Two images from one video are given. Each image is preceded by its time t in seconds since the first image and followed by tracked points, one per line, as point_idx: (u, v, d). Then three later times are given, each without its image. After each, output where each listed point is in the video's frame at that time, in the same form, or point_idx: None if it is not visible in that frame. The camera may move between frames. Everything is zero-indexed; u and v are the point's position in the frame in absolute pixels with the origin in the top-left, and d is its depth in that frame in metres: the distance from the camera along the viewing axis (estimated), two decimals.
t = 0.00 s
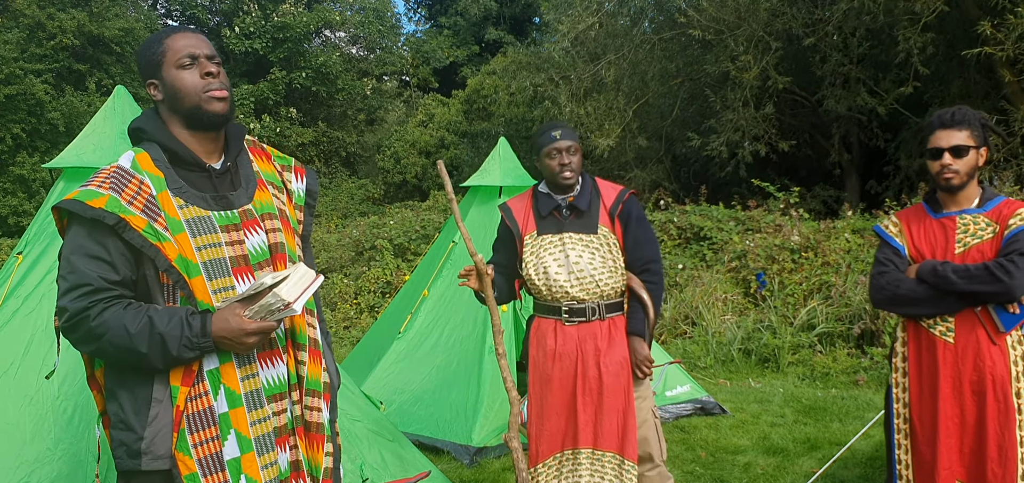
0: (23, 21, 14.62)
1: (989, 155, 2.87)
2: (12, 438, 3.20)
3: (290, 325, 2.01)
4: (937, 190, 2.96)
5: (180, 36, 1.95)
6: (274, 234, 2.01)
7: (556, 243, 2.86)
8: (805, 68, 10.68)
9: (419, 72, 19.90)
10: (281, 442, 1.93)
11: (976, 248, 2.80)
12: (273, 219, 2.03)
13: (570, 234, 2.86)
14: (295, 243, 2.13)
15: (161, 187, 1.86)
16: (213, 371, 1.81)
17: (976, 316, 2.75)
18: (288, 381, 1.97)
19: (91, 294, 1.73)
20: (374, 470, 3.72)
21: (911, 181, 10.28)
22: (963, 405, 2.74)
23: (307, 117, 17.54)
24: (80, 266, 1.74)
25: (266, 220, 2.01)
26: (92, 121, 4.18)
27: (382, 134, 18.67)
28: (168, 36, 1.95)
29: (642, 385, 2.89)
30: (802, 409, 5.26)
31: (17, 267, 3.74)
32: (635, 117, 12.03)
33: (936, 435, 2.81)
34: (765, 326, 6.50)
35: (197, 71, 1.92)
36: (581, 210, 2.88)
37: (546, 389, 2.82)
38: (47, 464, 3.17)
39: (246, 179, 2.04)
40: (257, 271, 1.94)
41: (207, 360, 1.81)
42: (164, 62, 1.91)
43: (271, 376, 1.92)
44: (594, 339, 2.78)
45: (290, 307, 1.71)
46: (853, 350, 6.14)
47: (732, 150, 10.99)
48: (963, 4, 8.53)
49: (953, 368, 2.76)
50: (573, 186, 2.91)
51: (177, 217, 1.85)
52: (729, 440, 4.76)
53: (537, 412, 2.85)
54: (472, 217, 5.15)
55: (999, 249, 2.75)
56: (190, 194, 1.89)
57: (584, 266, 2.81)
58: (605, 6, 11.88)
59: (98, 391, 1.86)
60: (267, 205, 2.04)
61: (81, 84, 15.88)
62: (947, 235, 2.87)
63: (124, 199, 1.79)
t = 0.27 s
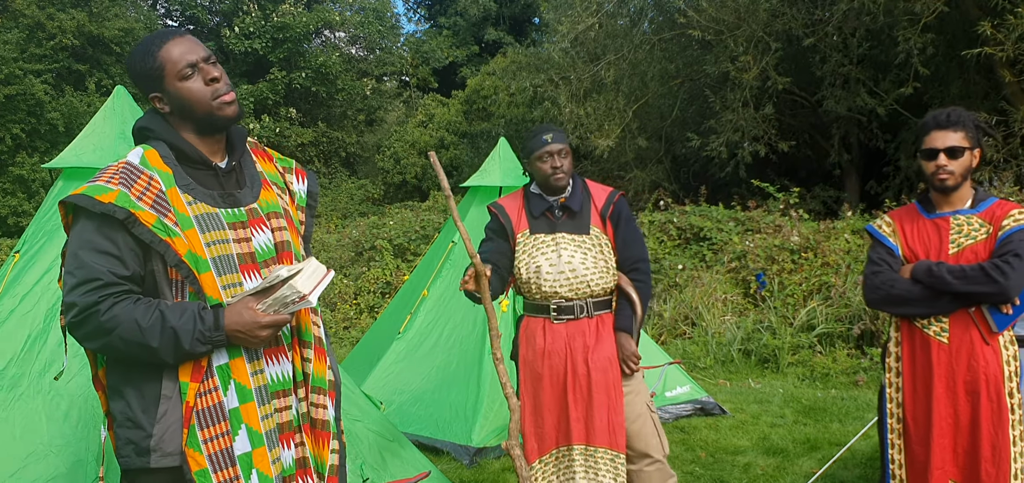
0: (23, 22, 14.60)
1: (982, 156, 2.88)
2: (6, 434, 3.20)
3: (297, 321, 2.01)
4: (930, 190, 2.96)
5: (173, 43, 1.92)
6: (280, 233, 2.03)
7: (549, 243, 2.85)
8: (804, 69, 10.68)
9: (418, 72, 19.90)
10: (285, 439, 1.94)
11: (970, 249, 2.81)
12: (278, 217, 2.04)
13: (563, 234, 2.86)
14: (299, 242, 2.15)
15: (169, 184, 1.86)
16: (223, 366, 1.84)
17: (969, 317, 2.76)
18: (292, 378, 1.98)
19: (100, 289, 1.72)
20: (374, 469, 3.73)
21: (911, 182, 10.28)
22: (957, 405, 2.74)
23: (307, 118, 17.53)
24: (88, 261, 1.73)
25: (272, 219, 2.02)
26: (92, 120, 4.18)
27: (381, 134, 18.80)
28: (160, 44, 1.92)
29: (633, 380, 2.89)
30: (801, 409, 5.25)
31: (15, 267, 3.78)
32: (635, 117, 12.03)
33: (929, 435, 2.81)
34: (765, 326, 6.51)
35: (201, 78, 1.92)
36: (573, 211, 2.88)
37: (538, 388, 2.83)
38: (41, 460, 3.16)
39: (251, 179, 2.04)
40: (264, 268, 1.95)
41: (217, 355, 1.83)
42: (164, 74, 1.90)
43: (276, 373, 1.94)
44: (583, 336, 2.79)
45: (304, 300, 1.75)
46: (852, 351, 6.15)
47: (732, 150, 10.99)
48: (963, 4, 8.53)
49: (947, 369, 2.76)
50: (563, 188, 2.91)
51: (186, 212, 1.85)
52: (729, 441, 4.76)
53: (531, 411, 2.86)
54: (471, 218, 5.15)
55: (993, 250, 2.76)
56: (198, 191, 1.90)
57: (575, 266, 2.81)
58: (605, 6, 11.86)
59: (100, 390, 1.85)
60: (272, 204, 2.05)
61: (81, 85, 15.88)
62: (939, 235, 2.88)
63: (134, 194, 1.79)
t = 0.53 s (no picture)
0: (23, 22, 14.58)
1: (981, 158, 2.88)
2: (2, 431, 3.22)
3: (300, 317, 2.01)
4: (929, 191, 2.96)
5: (204, 32, 1.95)
6: (281, 232, 2.03)
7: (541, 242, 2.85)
8: (804, 70, 10.70)
9: (419, 73, 19.92)
10: (290, 438, 1.93)
11: (969, 251, 2.81)
12: (280, 217, 2.04)
13: (556, 233, 2.85)
14: (302, 241, 2.14)
15: (168, 185, 1.86)
16: (226, 366, 1.84)
17: (969, 319, 2.76)
18: (296, 378, 1.97)
19: (102, 291, 1.73)
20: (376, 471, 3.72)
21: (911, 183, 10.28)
22: (956, 406, 2.74)
23: (307, 118, 17.54)
24: (89, 263, 1.74)
25: (273, 218, 2.02)
26: (93, 120, 4.18)
27: (382, 134, 18.90)
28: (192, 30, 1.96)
29: (629, 379, 2.90)
30: (802, 410, 5.26)
31: (13, 265, 3.77)
32: (635, 118, 12.03)
33: (927, 436, 2.80)
34: (765, 327, 6.51)
35: (216, 69, 1.92)
36: (566, 208, 2.89)
37: (535, 388, 2.82)
38: (38, 458, 3.18)
39: (252, 178, 2.04)
40: (265, 267, 1.94)
41: (220, 356, 1.83)
42: (184, 56, 1.91)
43: (279, 372, 1.93)
44: (579, 336, 2.79)
45: (302, 300, 1.73)
46: (852, 352, 6.15)
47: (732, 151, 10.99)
48: (963, 5, 8.53)
49: (945, 370, 2.76)
50: (555, 187, 2.92)
51: (185, 214, 1.85)
52: (729, 441, 4.76)
53: (528, 411, 2.85)
54: (471, 218, 5.15)
55: (992, 252, 2.76)
56: (198, 192, 1.90)
57: (570, 265, 2.81)
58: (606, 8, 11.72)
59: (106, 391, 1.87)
60: (274, 203, 2.05)
61: (81, 85, 15.88)
62: (939, 236, 2.88)
63: (132, 196, 1.79)
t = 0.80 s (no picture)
0: (23, 22, 14.57)
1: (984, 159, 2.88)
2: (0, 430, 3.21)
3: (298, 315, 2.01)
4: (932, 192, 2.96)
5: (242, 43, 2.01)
6: (281, 231, 2.03)
7: (548, 242, 2.85)
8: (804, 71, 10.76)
9: (419, 73, 19.93)
10: (289, 437, 1.93)
11: (971, 251, 2.82)
12: (279, 216, 2.05)
13: (562, 233, 2.86)
14: (302, 240, 2.15)
15: (164, 185, 1.87)
16: (223, 366, 1.84)
17: (970, 319, 2.76)
18: (295, 377, 1.97)
19: (98, 293, 1.73)
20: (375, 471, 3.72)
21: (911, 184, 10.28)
22: (958, 406, 2.74)
23: (307, 118, 17.55)
24: (86, 266, 1.74)
25: (272, 217, 2.03)
26: (93, 121, 4.18)
27: (381, 135, 19.02)
28: (232, 39, 2.02)
29: (636, 378, 2.92)
30: (802, 411, 5.26)
31: (13, 263, 3.77)
32: (635, 119, 12.04)
33: (929, 436, 2.80)
34: (765, 328, 6.50)
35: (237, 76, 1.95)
36: (571, 209, 2.90)
37: (541, 387, 2.81)
38: (36, 458, 3.17)
39: (252, 177, 2.05)
40: (263, 266, 1.94)
41: (217, 356, 1.83)
42: (214, 53, 1.95)
43: (278, 371, 1.93)
44: (585, 336, 2.80)
45: (293, 301, 1.71)
46: (852, 352, 6.15)
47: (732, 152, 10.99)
48: (963, 7, 8.54)
49: (947, 371, 2.76)
50: (558, 190, 2.92)
51: (181, 214, 1.85)
52: (729, 442, 4.76)
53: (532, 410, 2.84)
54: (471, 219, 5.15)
55: (994, 253, 2.77)
56: (195, 192, 1.90)
57: (576, 265, 2.81)
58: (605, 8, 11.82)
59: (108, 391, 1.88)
60: (273, 202, 2.06)
61: (81, 86, 15.89)
62: (941, 238, 2.88)
63: (128, 198, 1.79)
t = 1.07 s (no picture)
0: (23, 22, 14.56)
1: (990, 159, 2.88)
2: None
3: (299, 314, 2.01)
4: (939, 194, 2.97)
5: (247, 49, 1.97)
6: (284, 231, 2.02)
7: (563, 244, 2.86)
8: (804, 72, 10.78)
9: (419, 74, 19.93)
10: (285, 436, 1.92)
11: (978, 252, 2.81)
12: (283, 216, 2.04)
13: (576, 235, 2.87)
14: (306, 241, 2.14)
15: (168, 183, 1.87)
16: (222, 364, 1.84)
17: (976, 320, 2.76)
18: (295, 377, 1.97)
19: (100, 288, 1.74)
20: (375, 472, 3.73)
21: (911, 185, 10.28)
22: (964, 408, 2.75)
23: (307, 119, 17.55)
24: (89, 261, 1.75)
25: (277, 217, 2.02)
26: (94, 121, 4.19)
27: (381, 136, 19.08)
28: (233, 45, 1.96)
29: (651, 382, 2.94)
30: (802, 412, 5.26)
31: (12, 263, 3.77)
32: (636, 119, 12.04)
33: (936, 437, 2.81)
34: (765, 329, 6.50)
35: (256, 92, 1.96)
36: (585, 212, 2.90)
37: (559, 393, 2.82)
38: (36, 456, 3.17)
39: (257, 179, 2.05)
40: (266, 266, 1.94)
41: (216, 353, 1.83)
42: (225, 71, 1.92)
43: (278, 370, 1.93)
44: (602, 340, 2.80)
45: (293, 299, 1.71)
46: (853, 353, 6.16)
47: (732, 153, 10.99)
48: (963, 8, 8.55)
49: (953, 373, 2.76)
50: (574, 190, 2.93)
51: (184, 212, 1.86)
52: (729, 443, 4.76)
53: (551, 416, 2.84)
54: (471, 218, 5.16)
55: (1000, 254, 2.77)
56: (199, 191, 1.90)
57: (592, 267, 2.82)
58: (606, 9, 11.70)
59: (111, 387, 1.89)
60: (277, 203, 2.04)
61: (82, 86, 15.89)
62: (947, 239, 2.88)
63: (131, 195, 1.80)
